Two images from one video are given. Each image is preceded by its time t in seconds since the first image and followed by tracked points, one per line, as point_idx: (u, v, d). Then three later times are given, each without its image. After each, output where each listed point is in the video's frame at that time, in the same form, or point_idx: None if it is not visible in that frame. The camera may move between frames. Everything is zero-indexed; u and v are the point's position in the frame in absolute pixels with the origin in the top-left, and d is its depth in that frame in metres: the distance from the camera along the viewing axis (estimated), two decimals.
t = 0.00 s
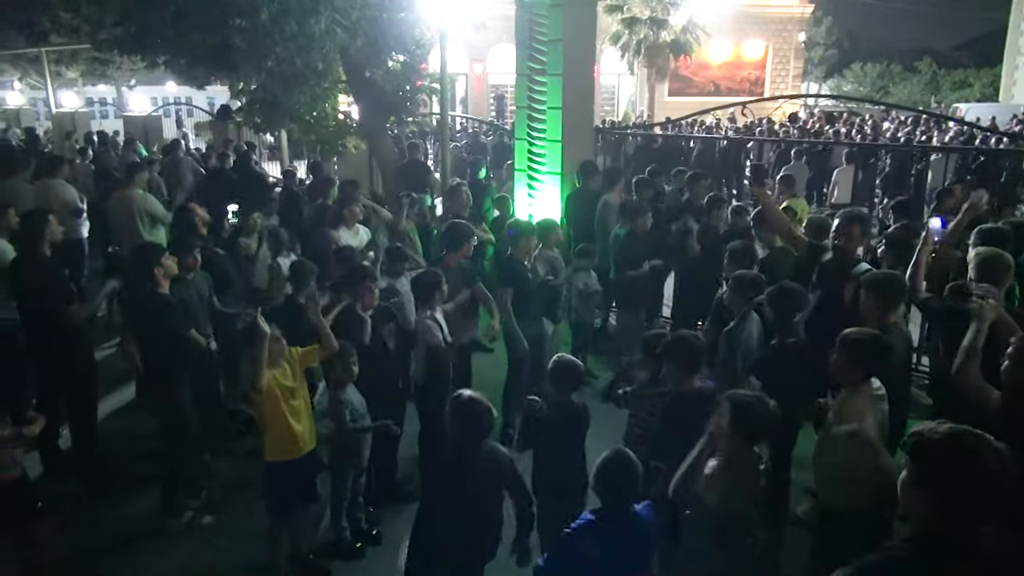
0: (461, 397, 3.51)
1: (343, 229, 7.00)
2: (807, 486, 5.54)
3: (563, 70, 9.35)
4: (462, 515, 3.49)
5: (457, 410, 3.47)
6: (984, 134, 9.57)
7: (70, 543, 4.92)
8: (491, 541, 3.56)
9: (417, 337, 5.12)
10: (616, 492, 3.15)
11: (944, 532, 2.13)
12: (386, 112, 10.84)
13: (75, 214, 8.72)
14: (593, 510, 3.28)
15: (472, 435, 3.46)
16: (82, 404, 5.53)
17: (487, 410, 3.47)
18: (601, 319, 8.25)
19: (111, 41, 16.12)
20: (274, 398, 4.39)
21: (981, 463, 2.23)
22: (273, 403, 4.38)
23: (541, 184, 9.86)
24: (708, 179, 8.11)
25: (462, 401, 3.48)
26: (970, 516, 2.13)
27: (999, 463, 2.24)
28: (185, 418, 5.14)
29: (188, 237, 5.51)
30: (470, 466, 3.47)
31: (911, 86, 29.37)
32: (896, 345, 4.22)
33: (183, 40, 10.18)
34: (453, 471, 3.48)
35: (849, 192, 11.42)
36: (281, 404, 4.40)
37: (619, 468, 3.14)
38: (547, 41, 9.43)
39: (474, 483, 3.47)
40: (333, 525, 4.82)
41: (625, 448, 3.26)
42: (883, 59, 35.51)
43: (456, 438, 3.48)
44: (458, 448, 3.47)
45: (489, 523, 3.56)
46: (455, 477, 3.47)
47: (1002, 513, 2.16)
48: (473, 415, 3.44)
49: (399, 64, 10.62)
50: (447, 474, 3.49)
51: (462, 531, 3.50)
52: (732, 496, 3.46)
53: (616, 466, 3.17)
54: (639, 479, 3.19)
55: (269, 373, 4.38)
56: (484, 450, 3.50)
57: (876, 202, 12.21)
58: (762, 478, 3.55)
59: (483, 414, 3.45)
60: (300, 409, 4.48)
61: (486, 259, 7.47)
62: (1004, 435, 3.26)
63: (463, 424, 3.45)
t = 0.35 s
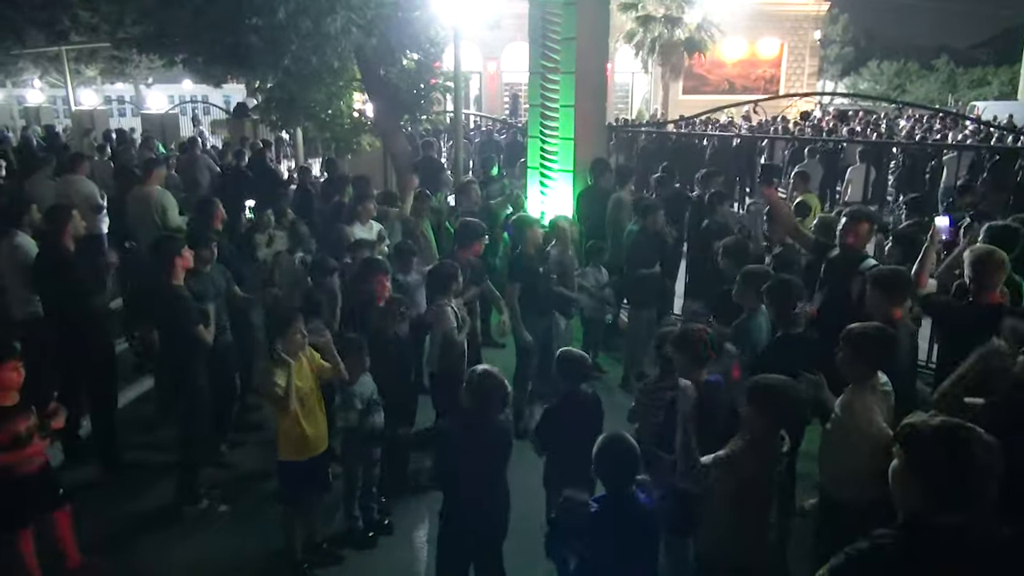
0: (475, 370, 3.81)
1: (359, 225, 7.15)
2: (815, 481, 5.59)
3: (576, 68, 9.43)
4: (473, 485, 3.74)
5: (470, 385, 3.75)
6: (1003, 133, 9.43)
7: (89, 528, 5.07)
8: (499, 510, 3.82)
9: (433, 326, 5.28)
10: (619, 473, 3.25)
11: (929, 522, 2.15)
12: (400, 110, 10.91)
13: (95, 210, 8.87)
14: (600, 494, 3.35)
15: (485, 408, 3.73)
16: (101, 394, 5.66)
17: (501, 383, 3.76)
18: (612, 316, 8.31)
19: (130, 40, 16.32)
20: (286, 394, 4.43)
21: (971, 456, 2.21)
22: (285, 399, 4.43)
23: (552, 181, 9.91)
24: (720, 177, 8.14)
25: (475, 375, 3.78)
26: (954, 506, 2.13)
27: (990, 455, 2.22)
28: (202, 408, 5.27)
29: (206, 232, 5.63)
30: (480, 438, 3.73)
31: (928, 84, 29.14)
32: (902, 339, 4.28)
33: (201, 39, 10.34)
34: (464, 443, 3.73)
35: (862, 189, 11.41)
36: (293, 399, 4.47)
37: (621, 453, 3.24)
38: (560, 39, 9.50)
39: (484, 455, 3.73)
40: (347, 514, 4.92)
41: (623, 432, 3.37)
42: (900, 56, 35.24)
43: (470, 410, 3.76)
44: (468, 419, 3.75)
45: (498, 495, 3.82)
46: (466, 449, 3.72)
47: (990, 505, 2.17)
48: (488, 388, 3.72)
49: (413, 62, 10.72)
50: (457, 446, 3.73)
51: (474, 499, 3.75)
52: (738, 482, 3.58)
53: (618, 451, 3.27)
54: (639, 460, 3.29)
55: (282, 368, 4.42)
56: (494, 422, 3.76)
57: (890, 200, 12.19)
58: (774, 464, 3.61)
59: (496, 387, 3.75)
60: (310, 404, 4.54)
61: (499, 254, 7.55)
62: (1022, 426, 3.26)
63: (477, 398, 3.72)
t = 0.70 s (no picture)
0: (495, 359, 3.82)
1: (378, 221, 7.29)
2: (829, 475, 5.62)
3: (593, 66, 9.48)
4: (495, 470, 3.83)
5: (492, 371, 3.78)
6: None
7: (117, 515, 5.20)
8: (518, 495, 3.91)
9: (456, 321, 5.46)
10: (633, 468, 3.30)
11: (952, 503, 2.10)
12: (420, 109, 10.92)
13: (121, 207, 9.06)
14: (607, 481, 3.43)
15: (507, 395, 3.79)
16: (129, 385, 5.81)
17: (521, 369, 3.79)
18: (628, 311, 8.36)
19: (155, 41, 16.62)
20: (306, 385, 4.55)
21: (986, 441, 2.22)
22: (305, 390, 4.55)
23: (570, 179, 9.99)
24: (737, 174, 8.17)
25: (497, 363, 3.80)
26: (972, 483, 2.13)
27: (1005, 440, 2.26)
28: (227, 399, 5.38)
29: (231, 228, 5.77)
30: (503, 423, 3.81)
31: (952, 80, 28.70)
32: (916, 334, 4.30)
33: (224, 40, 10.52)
34: (487, 428, 3.81)
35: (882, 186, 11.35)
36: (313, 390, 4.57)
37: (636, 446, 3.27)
38: (577, 37, 9.54)
39: (507, 440, 3.83)
40: (367, 504, 5.02)
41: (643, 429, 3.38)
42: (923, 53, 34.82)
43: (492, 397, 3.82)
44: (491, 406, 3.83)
45: (515, 481, 3.90)
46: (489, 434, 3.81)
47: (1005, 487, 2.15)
48: (510, 375, 3.75)
49: (432, 61, 10.74)
50: (479, 432, 3.82)
51: (497, 483, 3.84)
52: (760, 471, 3.56)
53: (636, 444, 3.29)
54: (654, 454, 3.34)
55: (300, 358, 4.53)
56: (516, 410, 3.83)
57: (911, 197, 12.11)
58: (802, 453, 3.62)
59: (517, 374, 3.77)
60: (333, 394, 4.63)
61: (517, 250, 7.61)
62: None
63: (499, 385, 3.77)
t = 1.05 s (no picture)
0: (521, 352, 3.94)
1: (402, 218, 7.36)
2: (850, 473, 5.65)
3: (615, 65, 9.50)
4: (520, 462, 3.91)
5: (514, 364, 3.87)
6: None
7: (150, 502, 5.36)
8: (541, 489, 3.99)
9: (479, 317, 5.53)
10: (657, 454, 3.39)
11: (973, 491, 2.11)
12: (442, 108, 10.94)
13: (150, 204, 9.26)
14: (634, 470, 3.49)
15: (530, 389, 3.87)
16: (161, 377, 5.95)
17: (544, 362, 3.88)
18: (649, 309, 8.41)
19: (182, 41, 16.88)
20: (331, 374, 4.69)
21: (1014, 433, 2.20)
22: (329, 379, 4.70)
23: (591, 177, 10.06)
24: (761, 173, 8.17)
25: (518, 357, 3.91)
26: (999, 479, 2.11)
27: None
28: (255, 392, 5.47)
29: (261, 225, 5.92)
30: (529, 417, 3.89)
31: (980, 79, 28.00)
32: (938, 332, 4.33)
33: (250, 39, 10.69)
34: (512, 421, 3.89)
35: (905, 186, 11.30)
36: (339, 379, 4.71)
37: (661, 431, 3.38)
38: (599, 36, 9.59)
39: (532, 434, 3.90)
40: (391, 496, 5.11)
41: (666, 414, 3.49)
42: (950, 51, 34.39)
43: (517, 389, 3.90)
44: (515, 400, 3.91)
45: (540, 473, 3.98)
46: (513, 427, 3.88)
47: None
48: (534, 369, 3.84)
49: (455, 60, 10.82)
50: (503, 425, 3.90)
51: (522, 475, 3.93)
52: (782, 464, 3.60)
53: (662, 430, 3.40)
54: (679, 439, 3.43)
55: (323, 351, 4.74)
56: (539, 403, 3.92)
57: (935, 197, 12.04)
58: (821, 447, 3.70)
59: (541, 367, 3.86)
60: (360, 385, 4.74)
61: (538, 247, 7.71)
62: None
63: (524, 378, 3.85)
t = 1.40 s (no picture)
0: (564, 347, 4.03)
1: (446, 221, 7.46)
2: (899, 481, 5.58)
3: (659, 69, 9.53)
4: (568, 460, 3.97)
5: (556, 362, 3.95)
6: None
7: (204, 495, 5.53)
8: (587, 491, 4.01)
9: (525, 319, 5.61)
10: (696, 458, 3.39)
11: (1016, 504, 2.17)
12: (486, 112, 11.10)
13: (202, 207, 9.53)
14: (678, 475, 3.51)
15: (575, 385, 3.94)
16: (216, 374, 6.14)
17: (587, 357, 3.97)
18: (693, 314, 8.39)
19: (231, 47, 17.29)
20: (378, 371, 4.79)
21: None
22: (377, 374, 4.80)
23: (634, 181, 10.02)
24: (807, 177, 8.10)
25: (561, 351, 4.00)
26: None
27: None
28: (306, 389, 5.61)
29: (313, 227, 6.07)
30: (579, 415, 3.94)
31: None
32: (993, 338, 4.27)
33: (299, 45, 10.93)
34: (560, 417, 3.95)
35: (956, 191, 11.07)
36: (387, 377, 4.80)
37: (697, 436, 3.36)
38: (643, 40, 9.62)
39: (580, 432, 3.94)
40: (438, 494, 5.21)
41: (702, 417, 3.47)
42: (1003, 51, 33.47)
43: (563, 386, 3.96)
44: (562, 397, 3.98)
45: (591, 472, 4.00)
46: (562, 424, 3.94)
47: None
48: (577, 364, 3.90)
49: (498, 65, 10.93)
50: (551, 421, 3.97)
51: (570, 472, 3.96)
52: (832, 470, 3.57)
53: (699, 433, 3.39)
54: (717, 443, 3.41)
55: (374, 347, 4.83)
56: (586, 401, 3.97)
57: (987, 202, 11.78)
58: (866, 454, 3.64)
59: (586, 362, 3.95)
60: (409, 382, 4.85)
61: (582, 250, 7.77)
62: None
63: (569, 375, 3.92)
